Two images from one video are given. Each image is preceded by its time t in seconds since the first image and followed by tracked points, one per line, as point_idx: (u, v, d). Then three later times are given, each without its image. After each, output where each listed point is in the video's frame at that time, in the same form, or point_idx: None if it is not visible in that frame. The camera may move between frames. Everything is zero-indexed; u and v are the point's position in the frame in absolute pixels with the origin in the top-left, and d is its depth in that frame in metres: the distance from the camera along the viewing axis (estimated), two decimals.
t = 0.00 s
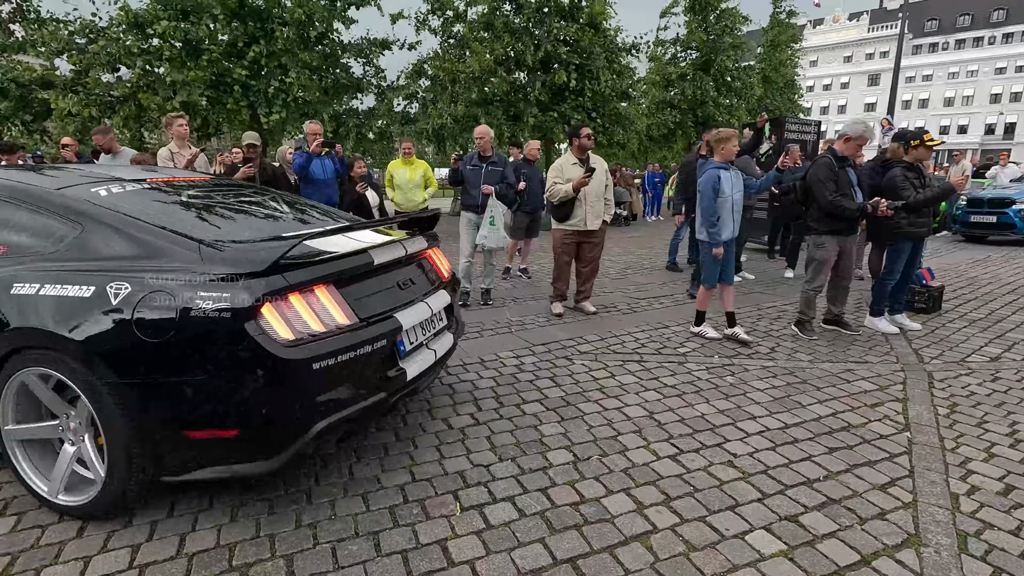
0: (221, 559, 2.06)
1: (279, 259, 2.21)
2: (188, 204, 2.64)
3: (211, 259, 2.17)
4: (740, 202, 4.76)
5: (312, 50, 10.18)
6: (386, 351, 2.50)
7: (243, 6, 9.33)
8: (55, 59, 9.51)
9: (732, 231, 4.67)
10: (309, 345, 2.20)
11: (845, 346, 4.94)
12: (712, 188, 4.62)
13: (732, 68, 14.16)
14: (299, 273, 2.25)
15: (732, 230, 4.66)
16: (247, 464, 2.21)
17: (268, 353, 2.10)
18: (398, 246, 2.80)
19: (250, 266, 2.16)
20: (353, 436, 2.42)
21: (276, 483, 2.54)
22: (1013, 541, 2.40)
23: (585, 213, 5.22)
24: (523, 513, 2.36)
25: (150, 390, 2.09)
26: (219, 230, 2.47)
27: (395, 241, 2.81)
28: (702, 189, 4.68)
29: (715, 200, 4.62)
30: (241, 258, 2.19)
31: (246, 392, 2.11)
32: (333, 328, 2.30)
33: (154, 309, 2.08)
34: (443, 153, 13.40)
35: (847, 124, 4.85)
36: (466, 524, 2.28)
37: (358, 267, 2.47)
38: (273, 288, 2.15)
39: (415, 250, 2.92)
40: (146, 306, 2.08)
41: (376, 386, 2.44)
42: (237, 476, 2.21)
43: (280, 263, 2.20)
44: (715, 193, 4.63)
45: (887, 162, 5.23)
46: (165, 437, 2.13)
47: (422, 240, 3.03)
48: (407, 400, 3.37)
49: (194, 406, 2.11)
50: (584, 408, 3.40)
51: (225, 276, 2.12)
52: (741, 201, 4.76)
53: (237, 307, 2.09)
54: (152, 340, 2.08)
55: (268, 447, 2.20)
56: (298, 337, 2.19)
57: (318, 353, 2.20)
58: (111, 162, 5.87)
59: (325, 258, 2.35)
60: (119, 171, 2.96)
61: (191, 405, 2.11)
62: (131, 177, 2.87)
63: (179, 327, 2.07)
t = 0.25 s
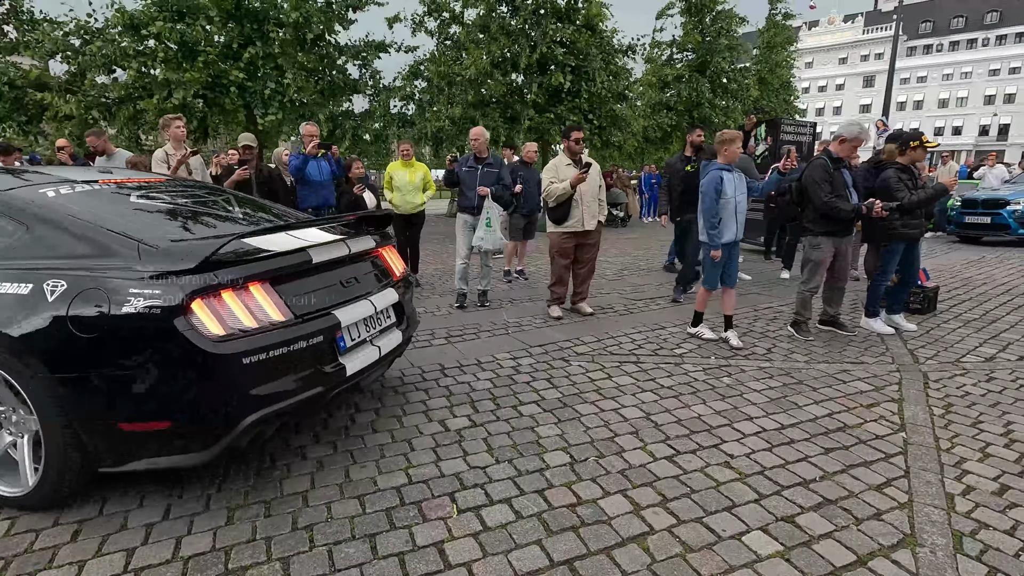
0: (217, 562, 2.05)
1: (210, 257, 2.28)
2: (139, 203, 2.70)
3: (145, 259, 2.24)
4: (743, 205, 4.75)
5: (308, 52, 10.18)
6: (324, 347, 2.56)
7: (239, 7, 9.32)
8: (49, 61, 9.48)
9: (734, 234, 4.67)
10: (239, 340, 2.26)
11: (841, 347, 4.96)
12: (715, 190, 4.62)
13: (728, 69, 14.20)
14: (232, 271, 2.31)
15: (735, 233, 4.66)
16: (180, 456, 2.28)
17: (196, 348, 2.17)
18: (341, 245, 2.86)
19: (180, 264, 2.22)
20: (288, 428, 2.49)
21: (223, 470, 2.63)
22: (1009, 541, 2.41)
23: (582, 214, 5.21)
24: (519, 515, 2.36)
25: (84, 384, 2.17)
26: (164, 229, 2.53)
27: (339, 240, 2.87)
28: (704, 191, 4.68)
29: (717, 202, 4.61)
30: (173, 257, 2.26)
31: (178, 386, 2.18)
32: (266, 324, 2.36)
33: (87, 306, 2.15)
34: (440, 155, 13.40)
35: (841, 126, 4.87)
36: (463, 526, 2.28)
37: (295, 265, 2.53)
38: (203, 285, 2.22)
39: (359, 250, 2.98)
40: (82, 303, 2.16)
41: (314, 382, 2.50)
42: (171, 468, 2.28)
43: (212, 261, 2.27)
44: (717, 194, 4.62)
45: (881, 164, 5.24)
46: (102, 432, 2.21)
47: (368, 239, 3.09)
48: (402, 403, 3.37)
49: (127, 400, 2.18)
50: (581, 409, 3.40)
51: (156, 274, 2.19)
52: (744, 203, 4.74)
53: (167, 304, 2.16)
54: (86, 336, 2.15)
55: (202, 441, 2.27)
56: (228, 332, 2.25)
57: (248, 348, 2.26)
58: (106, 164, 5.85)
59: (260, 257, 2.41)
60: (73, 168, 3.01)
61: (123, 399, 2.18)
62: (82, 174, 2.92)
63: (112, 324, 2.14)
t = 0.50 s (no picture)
0: (204, 569, 2.03)
1: (136, 257, 2.33)
2: (81, 204, 2.76)
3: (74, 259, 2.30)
4: (738, 208, 4.77)
5: (298, 54, 10.14)
6: (257, 344, 2.61)
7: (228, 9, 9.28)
8: (35, 62, 9.39)
9: (729, 236, 4.68)
10: (166, 337, 2.31)
11: (829, 347, 5.00)
12: (710, 192, 4.65)
13: (719, 72, 14.29)
14: (159, 270, 2.36)
15: (729, 235, 4.67)
16: (110, 452, 2.32)
17: (121, 344, 2.22)
18: (280, 245, 2.90)
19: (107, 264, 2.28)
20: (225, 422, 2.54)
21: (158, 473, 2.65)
22: (995, 539, 2.44)
23: (572, 216, 5.22)
24: (510, 518, 2.36)
25: (15, 381, 2.21)
26: (98, 231, 2.58)
27: (278, 240, 2.91)
28: (699, 194, 4.72)
29: (712, 205, 4.63)
30: (100, 256, 2.31)
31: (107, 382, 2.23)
32: (196, 321, 2.41)
33: (15, 303, 2.21)
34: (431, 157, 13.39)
35: (829, 128, 4.92)
36: (453, 529, 2.27)
37: (229, 265, 2.58)
38: (129, 283, 2.27)
39: (301, 249, 3.02)
40: (13, 301, 2.22)
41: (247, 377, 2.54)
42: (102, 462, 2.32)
43: (138, 260, 2.33)
44: (712, 197, 4.64)
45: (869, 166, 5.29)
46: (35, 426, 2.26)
47: (311, 239, 3.12)
48: (392, 406, 3.35)
49: (56, 397, 2.23)
50: (572, 411, 3.41)
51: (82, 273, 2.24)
52: (739, 205, 4.77)
53: (91, 302, 2.21)
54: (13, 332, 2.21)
55: (131, 435, 2.32)
56: (156, 329, 2.30)
57: (174, 344, 2.31)
58: (92, 166, 5.79)
59: (190, 256, 2.46)
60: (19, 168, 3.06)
61: (52, 396, 2.23)
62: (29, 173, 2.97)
63: (38, 320, 2.19)
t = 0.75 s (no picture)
0: None
1: (58, 257, 2.37)
2: (10, 204, 2.79)
3: None
4: (723, 209, 4.81)
5: (281, 56, 10.06)
6: (184, 343, 2.67)
7: (209, 9, 9.18)
8: (9, 62, 9.20)
9: (714, 239, 4.73)
10: (86, 337, 2.37)
11: (811, 347, 5.08)
12: (695, 195, 4.69)
13: (701, 75, 14.45)
14: (81, 271, 2.41)
15: (714, 238, 4.72)
16: (30, 449, 2.35)
17: (38, 344, 2.25)
18: (213, 247, 2.94)
19: (26, 264, 2.32)
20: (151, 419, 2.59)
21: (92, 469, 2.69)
22: (970, 534, 2.49)
23: (554, 218, 5.24)
24: (496, 521, 2.35)
25: None
26: (23, 233, 2.62)
27: (211, 242, 2.95)
28: (685, 196, 4.75)
29: (697, 207, 4.68)
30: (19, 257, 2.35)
31: (26, 380, 2.27)
32: (119, 322, 2.47)
33: None
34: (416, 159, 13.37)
35: (809, 131, 4.99)
36: (438, 533, 2.26)
37: (156, 267, 2.63)
38: (49, 284, 2.31)
39: (235, 251, 3.08)
40: None
41: (171, 376, 2.61)
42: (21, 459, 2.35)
43: (59, 261, 2.36)
44: (697, 200, 4.69)
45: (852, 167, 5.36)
46: None
47: (248, 241, 3.18)
48: (376, 411, 3.33)
49: None
50: (557, 412, 3.42)
51: None
52: (723, 207, 4.80)
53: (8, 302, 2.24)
54: None
55: (51, 433, 2.36)
56: (75, 329, 2.35)
57: (93, 345, 2.36)
58: (69, 170, 5.68)
59: (114, 257, 2.51)
60: None
61: None
62: None
63: None
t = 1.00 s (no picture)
0: None
1: None
2: None
3: None
4: (700, 212, 4.86)
5: (253, 56, 9.90)
6: (99, 346, 2.65)
7: (178, 9, 8.99)
8: None
9: (691, 241, 4.79)
10: None
11: (783, 346, 5.18)
12: (673, 197, 4.73)
13: (676, 79, 14.64)
14: None
15: (691, 240, 4.78)
16: None
17: None
18: (134, 249, 2.90)
19: None
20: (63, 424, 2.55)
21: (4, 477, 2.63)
22: (936, 526, 2.57)
23: (528, 221, 5.26)
24: (473, 525, 2.35)
25: None
26: None
27: (133, 244, 2.91)
28: (664, 197, 4.79)
29: (674, 209, 4.73)
30: None
31: None
32: (26, 324, 2.42)
33: None
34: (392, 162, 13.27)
35: (779, 134, 5.10)
36: (416, 539, 2.25)
37: (70, 270, 2.60)
38: None
39: (160, 254, 3.06)
40: None
41: (84, 379, 2.58)
42: None
43: None
44: (674, 202, 4.74)
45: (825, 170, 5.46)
46: None
47: (175, 244, 3.17)
48: (352, 416, 3.29)
49: None
50: (535, 415, 3.42)
51: None
52: (701, 209, 4.86)
53: None
54: None
55: None
56: None
57: None
58: (30, 171, 5.49)
59: (24, 257, 2.48)
60: None
61: None
62: None
63: None
